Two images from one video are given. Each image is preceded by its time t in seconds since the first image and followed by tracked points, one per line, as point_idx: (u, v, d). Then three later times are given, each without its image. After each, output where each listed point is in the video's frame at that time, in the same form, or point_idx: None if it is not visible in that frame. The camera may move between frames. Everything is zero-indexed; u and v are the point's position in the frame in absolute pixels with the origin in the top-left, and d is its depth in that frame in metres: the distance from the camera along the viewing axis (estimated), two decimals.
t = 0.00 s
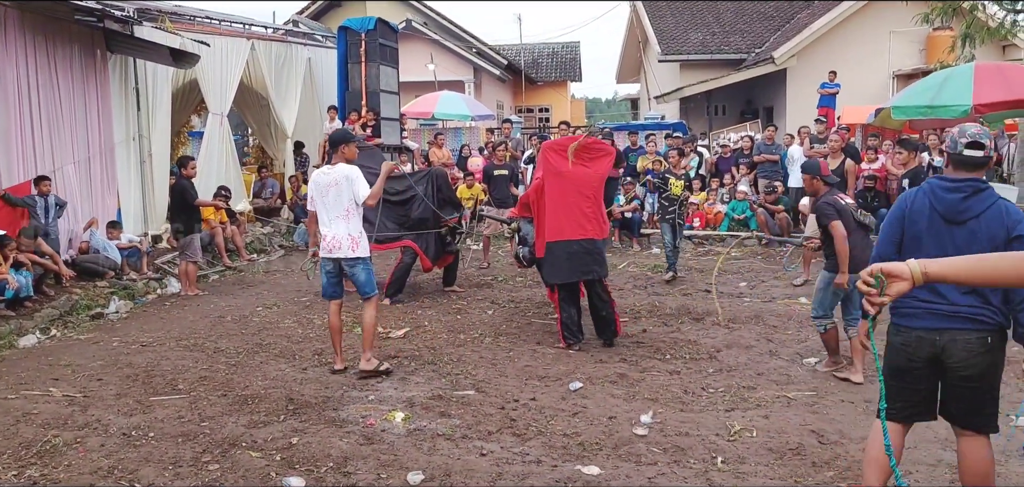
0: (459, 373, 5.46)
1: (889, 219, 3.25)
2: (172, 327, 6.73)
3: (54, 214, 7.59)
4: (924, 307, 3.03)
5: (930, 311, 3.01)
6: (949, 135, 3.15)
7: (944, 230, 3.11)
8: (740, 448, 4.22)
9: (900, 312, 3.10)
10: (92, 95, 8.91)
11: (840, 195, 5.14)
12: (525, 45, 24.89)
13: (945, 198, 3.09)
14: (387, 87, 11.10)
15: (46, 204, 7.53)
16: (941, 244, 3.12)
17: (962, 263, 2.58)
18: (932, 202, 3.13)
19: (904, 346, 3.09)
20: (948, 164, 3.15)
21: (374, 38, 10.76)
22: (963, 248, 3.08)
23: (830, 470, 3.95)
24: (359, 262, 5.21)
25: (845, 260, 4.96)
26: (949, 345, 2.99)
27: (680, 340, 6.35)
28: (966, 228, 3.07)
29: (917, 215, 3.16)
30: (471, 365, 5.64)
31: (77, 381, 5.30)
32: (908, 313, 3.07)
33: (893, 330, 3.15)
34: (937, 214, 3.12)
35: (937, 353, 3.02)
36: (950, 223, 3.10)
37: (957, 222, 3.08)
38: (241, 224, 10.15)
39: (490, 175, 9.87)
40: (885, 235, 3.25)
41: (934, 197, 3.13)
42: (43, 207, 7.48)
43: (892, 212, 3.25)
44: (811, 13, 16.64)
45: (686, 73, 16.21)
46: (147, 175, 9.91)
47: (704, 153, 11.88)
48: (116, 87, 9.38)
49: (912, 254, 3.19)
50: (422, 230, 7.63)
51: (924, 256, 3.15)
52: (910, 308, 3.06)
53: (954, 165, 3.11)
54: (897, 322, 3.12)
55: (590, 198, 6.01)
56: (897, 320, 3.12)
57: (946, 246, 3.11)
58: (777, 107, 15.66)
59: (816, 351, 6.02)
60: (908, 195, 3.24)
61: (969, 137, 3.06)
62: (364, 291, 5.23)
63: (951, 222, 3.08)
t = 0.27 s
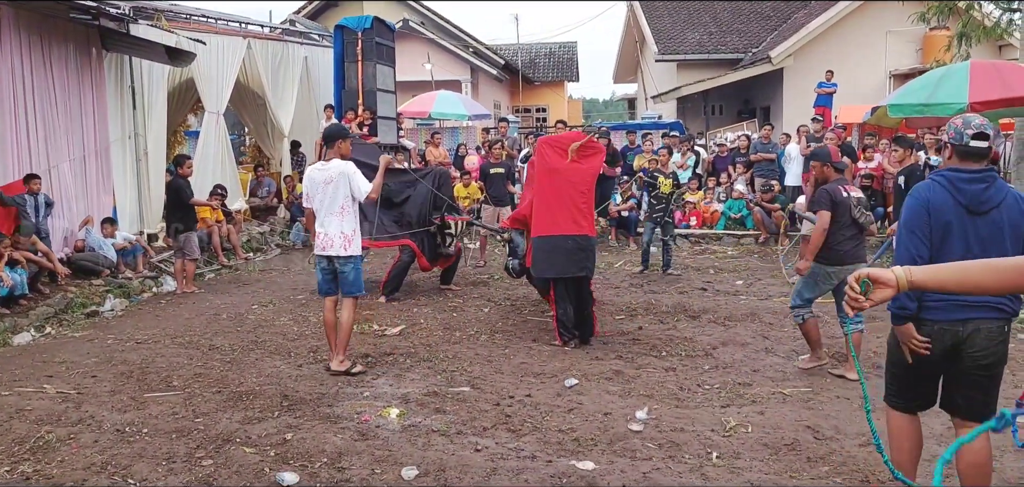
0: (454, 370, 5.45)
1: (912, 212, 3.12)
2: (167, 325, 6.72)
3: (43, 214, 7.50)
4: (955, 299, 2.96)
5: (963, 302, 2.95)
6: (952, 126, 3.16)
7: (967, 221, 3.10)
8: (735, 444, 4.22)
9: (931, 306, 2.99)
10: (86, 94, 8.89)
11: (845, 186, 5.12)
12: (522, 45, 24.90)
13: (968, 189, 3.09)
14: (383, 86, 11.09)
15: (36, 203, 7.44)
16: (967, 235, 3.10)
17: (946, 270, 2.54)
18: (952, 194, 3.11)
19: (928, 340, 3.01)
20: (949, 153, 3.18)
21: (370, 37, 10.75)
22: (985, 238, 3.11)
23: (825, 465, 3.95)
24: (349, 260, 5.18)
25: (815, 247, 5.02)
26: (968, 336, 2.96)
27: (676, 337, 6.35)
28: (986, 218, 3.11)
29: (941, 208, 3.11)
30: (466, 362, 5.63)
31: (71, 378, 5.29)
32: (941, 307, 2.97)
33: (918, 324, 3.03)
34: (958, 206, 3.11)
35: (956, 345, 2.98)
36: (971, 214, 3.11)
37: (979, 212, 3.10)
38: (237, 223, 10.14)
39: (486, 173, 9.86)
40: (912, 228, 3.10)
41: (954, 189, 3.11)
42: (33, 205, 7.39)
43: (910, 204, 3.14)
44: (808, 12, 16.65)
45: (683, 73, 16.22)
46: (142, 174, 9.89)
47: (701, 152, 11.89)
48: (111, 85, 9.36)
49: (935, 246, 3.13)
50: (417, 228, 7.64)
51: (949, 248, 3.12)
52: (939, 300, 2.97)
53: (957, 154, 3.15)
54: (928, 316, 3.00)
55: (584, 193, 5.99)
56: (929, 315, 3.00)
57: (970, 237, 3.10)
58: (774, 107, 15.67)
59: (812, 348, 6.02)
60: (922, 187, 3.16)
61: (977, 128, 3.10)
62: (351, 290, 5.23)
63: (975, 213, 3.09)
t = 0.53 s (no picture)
0: (451, 368, 5.45)
1: (898, 207, 3.15)
2: (164, 324, 6.71)
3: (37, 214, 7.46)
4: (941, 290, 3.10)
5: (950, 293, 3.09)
6: (931, 120, 3.19)
7: (955, 216, 3.11)
8: (732, 440, 4.22)
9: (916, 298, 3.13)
10: (84, 94, 8.89)
11: (838, 186, 5.08)
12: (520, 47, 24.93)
13: (954, 184, 3.11)
14: (381, 87, 11.09)
15: (31, 203, 7.40)
16: (955, 229, 3.10)
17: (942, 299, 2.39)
18: (938, 189, 3.13)
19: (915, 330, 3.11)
20: (929, 147, 3.22)
21: (368, 37, 10.76)
22: (971, 231, 3.12)
23: (822, 461, 3.95)
24: (348, 258, 5.17)
25: (798, 244, 4.95)
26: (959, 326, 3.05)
27: (674, 335, 6.35)
28: (972, 212, 3.13)
29: (928, 203, 3.12)
30: (464, 360, 5.63)
31: (68, 375, 5.28)
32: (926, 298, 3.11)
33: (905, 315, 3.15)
34: (945, 200, 3.12)
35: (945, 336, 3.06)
36: (957, 208, 3.12)
37: (964, 207, 3.12)
38: (235, 223, 10.14)
39: (483, 174, 9.85)
40: (897, 224, 3.13)
41: (939, 184, 3.13)
42: (27, 205, 7.35)
43: (896, 199, 3.17)
44: (806, 14, 16.68)
45: (681, 74, 16.24)
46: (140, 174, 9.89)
47: (699, 152, 11.90)
48: (108, 85, 9.36)
49: (923, 242, 3.12)
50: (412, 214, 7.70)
51: (938, 243, 3.10)
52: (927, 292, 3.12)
53: (937, 148, 3.18)
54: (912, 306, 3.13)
55: (585, 191, 6.06)
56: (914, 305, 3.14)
57: (958, 231, 3.10)
58: (772, 108, 15.69)
59: (809, 346, 6.02)
60: (907, 182, 3.18)
61: (957, 122, 3.13)
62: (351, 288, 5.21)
63: (961, 207, 3.10)
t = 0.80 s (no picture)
0: (450, 368, 5.44)
1: (872, 204, 3.22)
2: (163, 325, 6.71)
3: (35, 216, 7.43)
4: (920, 287, 3.16)
5: (929, 290, 3.15)
6: (906, 118, 3.25)
7: (928, 213, 3.18)
8: (730, 438, 4.21)
9: (891, 294, 3.21)
10: (83, 96, 8.90)
11: (813, 186, 5.08)
12: (520, 49, 24.96)
13: (927, 182, 3.18)
14: (380, 89, 11.10)
15: (28, 206, 7.37)
16: (929, 226, 3.17)
17: (943, 319, 2.58)
18: (912, 186, 3.20)
19: (895, 325, 3.20)
20: (904, 144, 3.28)
21: (367, 39, 10.77)
22: (946, 228, 3.18)
23: (819, 459, 3.95)
24: (349, 258, 5.17)
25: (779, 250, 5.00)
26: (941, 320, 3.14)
27: (672, 335, 6.35)
28: (946, 209, 3.20)
29: (902, 200, 3.20)
30: (462, 360, 5.63)
31: (66, 376, 5.28)
32: (903, 295, 3.18)
33: (882, 312, 3.24)
34: (918, 198, 3.19)
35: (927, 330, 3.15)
36: (931, 205, 3.19)
37: (938, 204, 3.19)
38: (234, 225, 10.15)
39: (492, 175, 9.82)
40: (870, 222, 3.20)
41: (913, 181, 3.20)
42: (25, 207, 7.32)
43: (869, 197, 3.24)
44: (805, 16, 16.69)
45: (680, 76, 16.26)
46: (139, 176, 9.90)
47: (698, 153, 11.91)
48: (108, 87, 9.38)
49: (897, 238, 3.19)
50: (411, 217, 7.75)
51: (911, 239, 3.18)
52: (905, 288, 3.18)
53: (912, 146, 3.25)
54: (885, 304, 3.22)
55: (587, 198, 6.15)
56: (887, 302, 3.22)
57: (932, 228, 3.18)
58: (771, 109, 15.70)
59: (807, 346, 6.02)
60: (880, 180, 3.26)
61: (930, 119, 3.20)
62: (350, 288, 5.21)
63: (934, 204, 3.18)
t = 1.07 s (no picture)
0: (447, 367, 5.44)
1: (859, 206, 3.20)
2: (160, 326, 6.70)
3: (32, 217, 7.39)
4: (911, 286, 3.17)
5: (919, 289, 3.17)
6: (885, 118, 3.26)
7: (916, 212, 3.20)
8: (728, 437, 4.21)
9: (878, 293, 3.19)
10: (80, 96, 8.89)
11: (799, 186, 5.06)
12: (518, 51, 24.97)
13: (914, 181, 3.19)
14: (379, 90, 11.10)
15: (25, 207, 7.33)
16: (916, 225, 3.20)
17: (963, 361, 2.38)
18: (898, 186, 3.21)
19: (888, 325, 3.17)
20: (885, 144, 3.29)
21: (365, 40, 10.77)
22: (932, 227, 3.22)
23: (817, 457, 3.95)
24: (347, 259, 5.15)
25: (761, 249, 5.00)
26: (931, 319, 3.17)
27: (669, 335, 6.34)
28: (930, 209, 3.23)
29: (891, 201, 3.19)
30: (460, 360, 5.62)
31: (63, 376, 5.26)
32: (895, 294, 3.17)
33: (870, 312, 3.21)
34: (905, 197, 3.20)
35: (918, 328, 3.17)
36: (917, 205, 3.21)
37: (924, 203, 3.21)
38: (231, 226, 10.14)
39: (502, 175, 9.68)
40: (859, 223, 3.18)
41: (899, 181, 3.21)
42: (21, 208, 7.28)
43: (855, 199, 3.22)
44: (803, 17, 16.71)
45: (678, 77, 16.27)
46: (137, 176, 9.89)
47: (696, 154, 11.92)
48: (105, 88, 9.37)
49: (884, 239, 3.20)
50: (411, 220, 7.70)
51: (899, 239, 3.19)
52: (893, 287, 3.17)
53: (893, 146, 3.26)
54: (871, 303, 3.21)
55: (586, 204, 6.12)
56: (872, 301, 3.20)
57: (919, 227, 3.20)
58: (769, 111, 15.72)
59: (805, 345, 6.01)
60: (866, 182, 3.24)
61: (911, 119, 3.22)
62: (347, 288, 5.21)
63: (921, 203, 3.20)
